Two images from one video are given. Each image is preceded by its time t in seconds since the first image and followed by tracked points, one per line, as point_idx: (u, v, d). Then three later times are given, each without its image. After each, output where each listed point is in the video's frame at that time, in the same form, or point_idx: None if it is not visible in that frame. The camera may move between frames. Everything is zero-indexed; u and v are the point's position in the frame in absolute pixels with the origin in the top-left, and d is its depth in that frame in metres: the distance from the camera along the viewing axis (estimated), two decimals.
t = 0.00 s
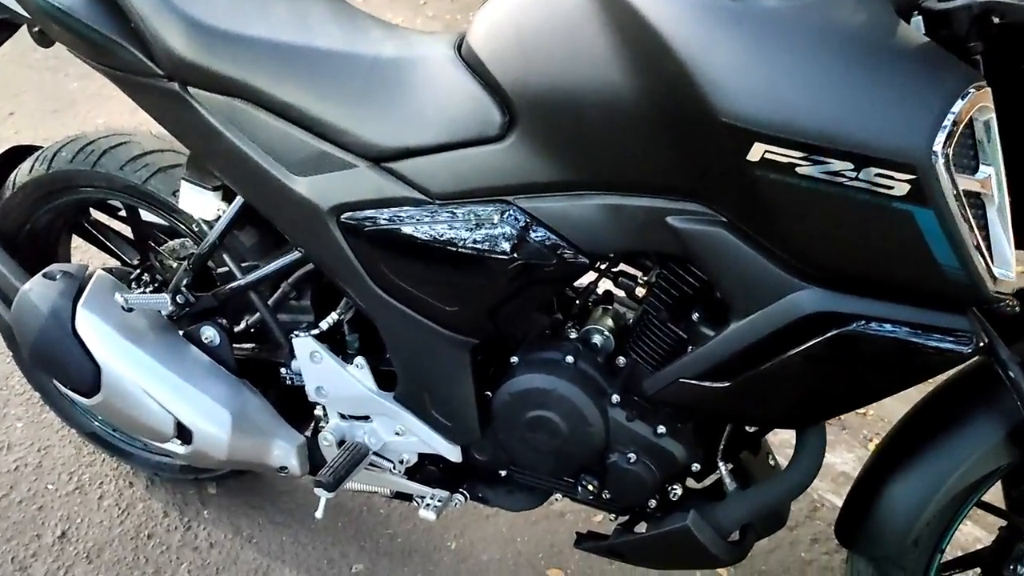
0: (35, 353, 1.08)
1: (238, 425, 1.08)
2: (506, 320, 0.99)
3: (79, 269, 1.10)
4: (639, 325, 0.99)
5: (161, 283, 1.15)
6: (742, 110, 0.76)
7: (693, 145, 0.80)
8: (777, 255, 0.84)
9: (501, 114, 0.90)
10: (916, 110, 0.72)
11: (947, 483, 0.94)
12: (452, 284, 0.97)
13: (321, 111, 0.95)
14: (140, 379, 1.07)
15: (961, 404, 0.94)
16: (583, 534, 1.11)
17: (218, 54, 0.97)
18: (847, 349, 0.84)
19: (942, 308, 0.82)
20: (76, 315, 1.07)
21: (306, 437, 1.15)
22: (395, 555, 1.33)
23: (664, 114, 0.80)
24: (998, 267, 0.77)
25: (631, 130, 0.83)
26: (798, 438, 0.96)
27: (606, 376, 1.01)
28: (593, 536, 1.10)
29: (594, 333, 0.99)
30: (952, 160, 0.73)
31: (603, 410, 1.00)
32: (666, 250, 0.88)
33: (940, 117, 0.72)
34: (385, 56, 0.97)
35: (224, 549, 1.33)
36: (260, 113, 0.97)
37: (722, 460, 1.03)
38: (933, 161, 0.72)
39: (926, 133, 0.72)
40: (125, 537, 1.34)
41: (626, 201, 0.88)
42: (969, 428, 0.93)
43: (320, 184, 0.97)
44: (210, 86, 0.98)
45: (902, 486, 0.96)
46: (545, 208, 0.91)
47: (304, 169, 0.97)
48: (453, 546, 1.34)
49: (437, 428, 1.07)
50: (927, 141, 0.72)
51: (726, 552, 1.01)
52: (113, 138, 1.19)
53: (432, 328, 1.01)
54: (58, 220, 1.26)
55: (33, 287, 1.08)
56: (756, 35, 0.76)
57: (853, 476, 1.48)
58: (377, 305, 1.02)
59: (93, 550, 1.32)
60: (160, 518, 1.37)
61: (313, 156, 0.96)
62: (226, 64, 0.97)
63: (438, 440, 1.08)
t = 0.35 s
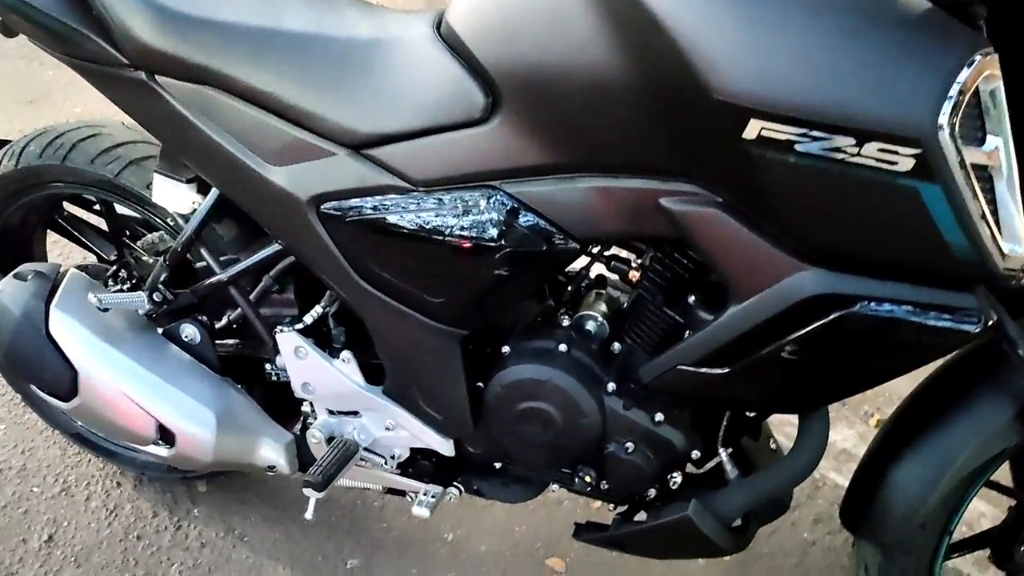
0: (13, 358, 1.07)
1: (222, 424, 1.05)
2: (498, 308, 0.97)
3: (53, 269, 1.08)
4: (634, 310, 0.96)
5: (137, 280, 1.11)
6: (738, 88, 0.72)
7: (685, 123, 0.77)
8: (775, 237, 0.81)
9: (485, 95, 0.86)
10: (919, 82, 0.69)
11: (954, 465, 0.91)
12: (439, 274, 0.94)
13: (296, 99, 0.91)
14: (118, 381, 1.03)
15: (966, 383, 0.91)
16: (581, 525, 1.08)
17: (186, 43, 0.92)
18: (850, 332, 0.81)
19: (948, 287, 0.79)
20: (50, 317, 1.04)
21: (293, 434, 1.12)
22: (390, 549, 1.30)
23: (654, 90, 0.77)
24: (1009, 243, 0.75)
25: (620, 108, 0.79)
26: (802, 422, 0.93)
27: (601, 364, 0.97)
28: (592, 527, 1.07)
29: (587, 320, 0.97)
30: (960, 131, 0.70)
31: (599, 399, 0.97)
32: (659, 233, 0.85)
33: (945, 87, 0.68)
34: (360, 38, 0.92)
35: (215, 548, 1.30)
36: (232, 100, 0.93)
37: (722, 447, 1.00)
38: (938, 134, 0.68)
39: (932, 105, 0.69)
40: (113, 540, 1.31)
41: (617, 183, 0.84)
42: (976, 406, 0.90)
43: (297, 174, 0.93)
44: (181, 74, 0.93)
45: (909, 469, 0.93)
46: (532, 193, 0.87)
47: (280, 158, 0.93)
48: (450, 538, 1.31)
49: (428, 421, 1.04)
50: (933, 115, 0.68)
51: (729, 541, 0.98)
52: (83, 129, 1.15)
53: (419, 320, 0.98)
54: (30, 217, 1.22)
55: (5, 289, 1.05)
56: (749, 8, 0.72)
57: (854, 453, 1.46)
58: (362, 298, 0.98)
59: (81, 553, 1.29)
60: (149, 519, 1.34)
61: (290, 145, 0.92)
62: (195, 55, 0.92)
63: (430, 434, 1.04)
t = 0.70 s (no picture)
0: None
1: (220, 444, 1.01)
2: (505, 315, 0.92)
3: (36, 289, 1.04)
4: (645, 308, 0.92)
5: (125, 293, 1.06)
6: (757, 82, 0.69)
7: (699, 117, 0.73)
8: (796, 235, 0.76)
9: (481, 93, 0.80)
10: (948, 71, 0.66)
11: (989, 464, 0.86)
12: (441, 282, 0.89)
13: (281, 102, 0.86)
14: (109, 403, 1.00)
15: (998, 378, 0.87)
16: (597, 532, 1.05)
17: (163, 45, 0.87)
18: (879, 334, 0.77)
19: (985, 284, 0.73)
20: (34, 339, 1.00)
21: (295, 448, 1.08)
22: (401, 556, 1.27)
23: (665, 81, 0.73)
24: None
25: (628, 102, 0.75)
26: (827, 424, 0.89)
27: (613, 368, 0.93)
28: (610, 534, 1.04)
29: (598, 321, 0.92)
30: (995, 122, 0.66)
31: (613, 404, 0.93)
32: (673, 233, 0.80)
33: (981, 77, 0.65)
34: (346, 34, 0.86)
35: (221, 562, 1.27)
36: (213, 105, 0.88)
37: (743, 450, 0.96)
38: (975, 127, 0.66)
39: (966, 95, 0.66)
40: (116, 557, 1.27)
41: (625, 182, 0.79)
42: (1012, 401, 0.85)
43: (285, 181, 0.88)
44: (161, 80, 0.88)
45: (940, 468, 0.89)
46: (536, 194, 0.82)
47: (265, 166, 0.88)
48: (462, 543, 1.28)
49: (435, 432, 0.99)
50: (966, 106, 0.65)
51: (752, 548, 0.94)
52: (61, 137, 1.09)
53: (421, 330, 0.93)
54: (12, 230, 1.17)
55: None
56: None
57: (873, 438, 1.43)
58: (361, 308, 0.94)
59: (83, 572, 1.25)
60: (151, 533, 1.30)
61: (276, 152, 0.87)
62: (173, 58, 0.87)
63: (438, 446, 1.00)
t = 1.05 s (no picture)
0: None
1: (202, 475, 0.96)
2: (499, 338, 0.86)
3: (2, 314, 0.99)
4: (647, 322, 0.87)
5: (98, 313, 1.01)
6: (775, 93, 0.64)
7: (706, 128, 0.68)
8: (814, 251, 0.71)
9: (470, 103, 0.75)
10: (975, 80, 0.61)
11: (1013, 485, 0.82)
12: (431, 302, 0.83)
13: (256, 115, 0.80)
14: (84, 435, 0.95)
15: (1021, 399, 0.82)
16: (602, 553, 1.01)
17: (127, 55, 0.81)
18: (901, 357, 0.72)
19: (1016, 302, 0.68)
20: None
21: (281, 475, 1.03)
22: None
23: (670, 86, 0.67)
24: None
25: (630, 110, 0.69)
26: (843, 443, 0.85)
27: (614, 387, 0.88)
28: (615, 556, 1.00)
29: (598, 336, 0.86)
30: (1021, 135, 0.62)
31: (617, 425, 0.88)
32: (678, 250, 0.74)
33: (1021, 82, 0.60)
34: (322, 38, 0.80)
35: None
36: (179, 118, 0.82)
37: (754, 470, 0.91)
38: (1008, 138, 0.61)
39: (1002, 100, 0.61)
40: None
41: (625, 196, 0.73)
42: None
43: (261, 199, 0.82)
44: (125, 93, 0.82)
45: (961, 488, 0.85)
46: (532, 210, 0.76)
47: (238, 183, 0.82)
48: (459, 560, 1.23)
49: (428, 457, 0.94)
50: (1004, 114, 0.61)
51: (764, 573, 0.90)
52: (24, 151, 1.04)
53: (411, 352, 0.88)
54: None
55: None
56: None
57: (880, 440, 1.39)
58: (347, 330, 0.88)
59: None
60: (134, 558, 1.24)
61: (251, 167, 0.81)
62: (138, 70, 0.81)
63: (432, 470, 0.95)
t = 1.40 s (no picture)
0: None
1: (163, 527, 0.91)
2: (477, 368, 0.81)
3: None
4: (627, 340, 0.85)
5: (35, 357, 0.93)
6: (771, 114, 0.61)
7: (691, 147, 0.65)
8: (805, 270, 0.68)
9: (437, 126, 0.70)
10: (970, 93, 0.59)
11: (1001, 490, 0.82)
12: (402, 336, 0.79)
13: (205, 145, 0.74)
14: (30, 497, 0.89)
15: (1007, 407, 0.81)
16: None
17: (59, 83, 0.75)
18: (896, 375, 0.70)
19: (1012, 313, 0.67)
20: None
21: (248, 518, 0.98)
22: None
23: (653, 104, 0.64)
24: None
25: (612, 129, 0.66)
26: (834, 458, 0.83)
27: (596, 411, 0.84)
28: None
29: (577, 359, 0.84)
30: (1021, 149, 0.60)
31: (603, 452, 0.84)
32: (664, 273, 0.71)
33: None
34: (276, 61, 0.75)
35: None
36: (118, 152, 0.75)
37: (741, 487, 0.89)
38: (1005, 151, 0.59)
39: (1008, 112, 0.59)
40: None
41: (605, 218, 0.69)
42: None
43: (214, 236, 0.76)
44: (57, 126, 0.75)
45: (952, 496, 0.84)
46: (506, 235, 0.72)
47: (188, 218, 0.76)
48: None
49: (404, 494, 0.90)
50: (1011, 127, 0.59)
51: None
52: None
53: (383, 387, 0.83)
54: None
55: None
56: (774, 11, 0.60)
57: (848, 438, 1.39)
58: (312, 368, 0.83)
59: None
60: None
61: (201, 201, 0.75)
62: (73, 100, 0.75)
63: (408, 506, 0.91)
